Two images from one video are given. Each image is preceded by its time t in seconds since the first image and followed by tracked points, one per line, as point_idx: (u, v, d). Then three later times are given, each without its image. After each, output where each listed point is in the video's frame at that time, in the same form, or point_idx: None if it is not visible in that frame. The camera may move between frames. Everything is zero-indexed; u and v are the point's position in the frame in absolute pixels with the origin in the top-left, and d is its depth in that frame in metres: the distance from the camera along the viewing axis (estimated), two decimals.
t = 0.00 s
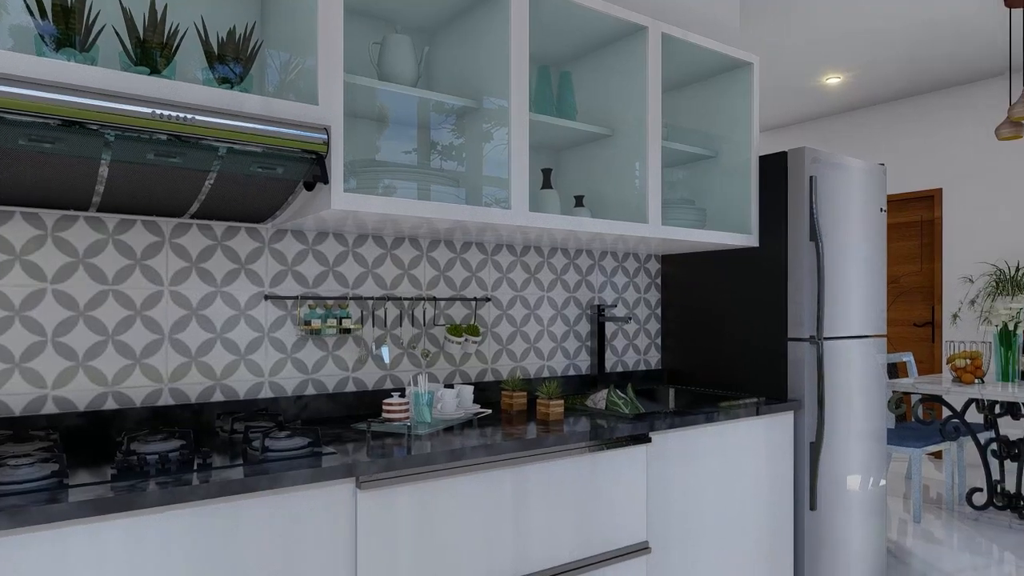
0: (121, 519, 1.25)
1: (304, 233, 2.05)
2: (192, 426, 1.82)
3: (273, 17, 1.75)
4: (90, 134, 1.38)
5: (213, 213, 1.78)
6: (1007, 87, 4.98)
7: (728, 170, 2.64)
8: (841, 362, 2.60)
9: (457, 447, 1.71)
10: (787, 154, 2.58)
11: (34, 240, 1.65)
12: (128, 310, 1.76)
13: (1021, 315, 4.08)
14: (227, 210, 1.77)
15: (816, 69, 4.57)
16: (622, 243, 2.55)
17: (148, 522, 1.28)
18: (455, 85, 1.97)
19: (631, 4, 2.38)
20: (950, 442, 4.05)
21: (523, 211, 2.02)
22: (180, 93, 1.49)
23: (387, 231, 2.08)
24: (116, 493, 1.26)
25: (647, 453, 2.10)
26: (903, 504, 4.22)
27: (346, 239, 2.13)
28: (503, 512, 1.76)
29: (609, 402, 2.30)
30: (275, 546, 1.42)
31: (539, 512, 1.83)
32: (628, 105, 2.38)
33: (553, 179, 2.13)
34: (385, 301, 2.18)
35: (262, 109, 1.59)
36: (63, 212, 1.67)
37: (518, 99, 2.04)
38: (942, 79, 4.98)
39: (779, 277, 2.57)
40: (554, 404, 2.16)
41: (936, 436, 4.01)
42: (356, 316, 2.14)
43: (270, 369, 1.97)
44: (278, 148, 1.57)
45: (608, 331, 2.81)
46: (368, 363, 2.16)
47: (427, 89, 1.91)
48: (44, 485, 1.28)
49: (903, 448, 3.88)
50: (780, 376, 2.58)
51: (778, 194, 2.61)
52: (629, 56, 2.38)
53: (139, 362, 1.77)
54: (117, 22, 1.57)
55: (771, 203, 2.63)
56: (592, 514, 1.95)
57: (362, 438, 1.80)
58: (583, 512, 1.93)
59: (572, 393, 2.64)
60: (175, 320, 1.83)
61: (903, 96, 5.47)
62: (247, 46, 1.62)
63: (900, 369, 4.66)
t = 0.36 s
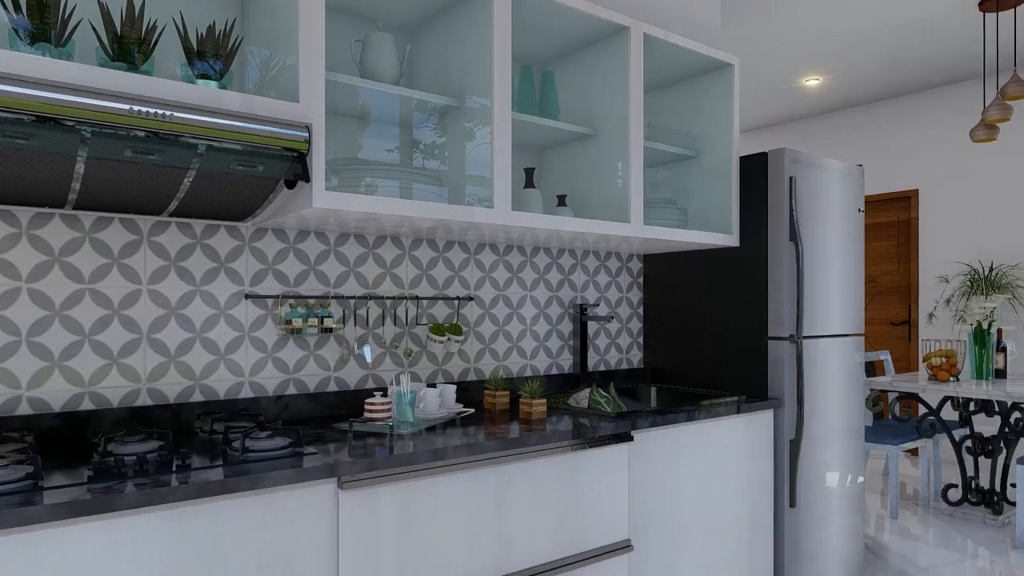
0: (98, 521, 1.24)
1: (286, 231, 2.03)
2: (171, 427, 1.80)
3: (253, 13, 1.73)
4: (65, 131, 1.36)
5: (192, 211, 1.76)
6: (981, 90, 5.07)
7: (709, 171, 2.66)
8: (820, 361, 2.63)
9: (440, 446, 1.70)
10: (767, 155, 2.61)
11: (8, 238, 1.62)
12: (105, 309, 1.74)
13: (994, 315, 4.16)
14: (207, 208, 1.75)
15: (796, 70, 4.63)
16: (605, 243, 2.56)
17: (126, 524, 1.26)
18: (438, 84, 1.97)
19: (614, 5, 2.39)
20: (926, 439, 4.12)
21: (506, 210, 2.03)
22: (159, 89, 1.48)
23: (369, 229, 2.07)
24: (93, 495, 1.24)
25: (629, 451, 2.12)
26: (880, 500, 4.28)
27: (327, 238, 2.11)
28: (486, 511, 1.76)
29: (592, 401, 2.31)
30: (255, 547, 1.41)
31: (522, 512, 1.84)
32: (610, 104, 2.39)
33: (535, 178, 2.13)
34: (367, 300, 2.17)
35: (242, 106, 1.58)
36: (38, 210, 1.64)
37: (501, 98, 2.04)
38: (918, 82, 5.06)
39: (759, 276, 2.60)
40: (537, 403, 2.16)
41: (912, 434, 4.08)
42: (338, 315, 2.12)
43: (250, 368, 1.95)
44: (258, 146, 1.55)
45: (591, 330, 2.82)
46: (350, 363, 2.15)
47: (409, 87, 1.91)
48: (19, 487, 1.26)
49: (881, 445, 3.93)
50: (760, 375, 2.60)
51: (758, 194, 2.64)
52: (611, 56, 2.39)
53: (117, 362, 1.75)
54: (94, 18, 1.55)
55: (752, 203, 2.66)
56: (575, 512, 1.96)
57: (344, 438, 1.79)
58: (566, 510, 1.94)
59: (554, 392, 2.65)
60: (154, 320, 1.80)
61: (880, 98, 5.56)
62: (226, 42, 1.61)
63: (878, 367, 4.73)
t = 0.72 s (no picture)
0: (74, 524, 1.22)
1: (266, 230, 2.02)
2: (148, 428, 1.77)
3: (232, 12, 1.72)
4: (39, 127, 1.33)
5: (170, 209, 1.74)
6: (955, 93, 5.17)
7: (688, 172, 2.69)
8: (799, 360, 2.66)
9: (422, 447, 1.70)
10: (747, 156, 2.63)
11: None
12: (81, 309, 1.71)
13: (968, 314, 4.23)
14: (185, 206, 1.73)
15: (775, 72, 4.68)
16: (587, 243, 2.57)
17: (102, 527, 1.25)
18: (420, 83, 1.96)
19: (596, 5, 2.40)
20: (902, 437, 4.19)
21: (489, 210, 2.03)
22: (137, 86, 1.46)
23: (351, 228, 2.06)
24: (69, 498, 1.22)
25: (611, 451, 2.13)
26: (858, 497, 4.34)
27: (308, 237, 2.10)
28: (468, 512, 1.76)
29: (574, 400, 2.32)
30: (234, 550, 1.40)
31: (504, 512, 1.84)
32: (592, 104, 2.40)
33: (518, 177, 2.14)
34: (349, 299, 2.16)
35: (221, 104, 1.56)
36: (11, 207, 1.61)
37: (484, 98, 2.03)
38: (895, 85, 5.14)
39: (739, 276, 2.63)
40: (520, 403, 2.16)
41: (889, 431, 4.15)
42: (319, 315, 2.11)
43: (229, 369, 1.93)
44: (238, 144, 1.54)
45: (573, 329, 2.83)
46: (331, 363, 2.14)
47: (391, 86, 1.90)
48: None
49: (858, 443, 3.99)
50: (740, 374, 2.63)
51: (738, 195, 2.66)
52: (593, 57, 2.40)
53: (92, 362, 1.72)
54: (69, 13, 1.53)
55: (732, 204, 2.68)
56: (557, 511, 1.96)
57: (325, 438, 1.77)
58: (548, 509, 1.94)
59: (536, 391, 2.65)
60: (130, 319, 1.78)
61: (857, 100, 5.64)
62: (205, 39, 1.59)
63: (855, 366, 4.79)
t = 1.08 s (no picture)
0: (47, 528, 1.19)
1: (245, 230, 2.00)
2: (124, 429, 1.74)
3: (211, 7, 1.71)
4: (11, 124, 1.30)
5: (147, 207, 1.72)
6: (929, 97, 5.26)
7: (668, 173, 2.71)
8: (777, 359, 2.69)
9: (403, 447, 1.69)
10: (727, 158, 2.66)
11: None
12: (55, 309, 1.68)
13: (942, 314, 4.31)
14: (162, 205, 1.71)
15: (755, 75, 4.74)
16: (568, 243, 2.57)
17: (76, 531, 1.22)
18: (401, 82, 1.96)
19: (577, 6, 2.41)
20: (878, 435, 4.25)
21: (470, 210, 2.02)
22: (113, 83, 1.44)
23: (331, 228, 2.05)
24: (42, 501, 1.20)
25: (592, 450, 2.14)
26: (835, 495, 4.40)
27: (288, 236, 2.08)
28: (450, 512, 1.76)
29: (555, 400, 2.32)
30: (213, 552, 1.38)
31: (486, 512, 1.84)
32: (573, 105, 2.41)
33: (499, 177, 2.14)
34: (329, 299, 2.15)
35: (199, 101, 1.54)
36: None
37: (466, 97, 2.03)
38: (871, 88, 5.22)
39: (719, 276, 2.65)
40: (501, 403, 2.16)
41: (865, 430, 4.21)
42: (299, 315, 2.09)
43: (208, 369, 1.91)
44: (216, 142, 1.52)
45: (554, 329, 2.84)
46: (311, 363, 2.12)
47: (372, 85, 1.89)
48: None
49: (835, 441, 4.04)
50: (719, 373, 2.65)
51: (718, 196, 2.69)
52: (574, 58, 2.41)
53: (67, 363, 1.69)
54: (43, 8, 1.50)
55: (712, 205, 2.70)
56: (538, 511, 1.96)
57: (305, 440, 1.76)
58: (529, 509, 1.94)
59: (518, 391, 2.65)
60: (106, 320, 1.75)
61: (834, 103, 5.72)
62: (183, 35, 1.57)
63: (833, 365, 4.86)
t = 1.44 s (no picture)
0: (19, 533, 1.17)
1: (223, 229, 1.97)
2: (99, 432, 1.72)
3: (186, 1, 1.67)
4: None
5: (122, 206, 1.69)
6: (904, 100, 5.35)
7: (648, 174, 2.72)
8: (755, 358, 2.72)
9: (384, 448, 1.69)
10: (706, 159, 2.68)
11: None
12: (27, 308, 1.65)
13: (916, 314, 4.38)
14: (137, 203, 1.69)
15: (734, 77, 4.79)
16: (549, 243, 2.58)
17: (49, 535, 1.20)
18: (381, 81, 1.95)
19: (557, 7, 2.42)
20: (854, 433, 4.32)
21: (451, 210, 2.02)
22: (87, 80, 1.41)
23: (311, 227, 2.03)
24: (14, 505, 1.18)
25: (573, 450, 2.14)
26: (812, 492, 4.46)
27: (267, 236, 2.06)
28: (431, 513, 1.75)
29: (536, 400, 2.33)
30: (190, 555, 1.36)
31: (467, 512, 1.83)
32: (554, 105, 2.41)
33: (480, 177, 2.14)
34: (308, 299, 2.13)
35: (176, 99, 1.52)
36: None
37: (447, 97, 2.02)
38: (848, 90, 5.30)
39: (698, 277, 2.67)
40: (482, 403, 2.16)
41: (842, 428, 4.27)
42: (278, 315, 2.08)
43: (185, 370, 1.88)
44: (193, 140, 1.50)
45: (535, 329, 2.84)
46: (291, 363, 2.11)
47: (352, 84, 1.88)
48: None
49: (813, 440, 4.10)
50: (699, 372, 2.67)
51: (697, 197, 2.71)
52: (555, 58, 2.41)
53: (39, 364, 1.66)
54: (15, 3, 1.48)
55: (692, 206, 2.73)
56: (519, 511, 1.96)
57: (285, 441, 1.74)
58: (510, 509, 1.94)
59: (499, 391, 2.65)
60: (80, 320, 1.72)
61: (811, 106, 5.80)
62: (159, 31, 1.55)
63: (810, 365, 4.92)
